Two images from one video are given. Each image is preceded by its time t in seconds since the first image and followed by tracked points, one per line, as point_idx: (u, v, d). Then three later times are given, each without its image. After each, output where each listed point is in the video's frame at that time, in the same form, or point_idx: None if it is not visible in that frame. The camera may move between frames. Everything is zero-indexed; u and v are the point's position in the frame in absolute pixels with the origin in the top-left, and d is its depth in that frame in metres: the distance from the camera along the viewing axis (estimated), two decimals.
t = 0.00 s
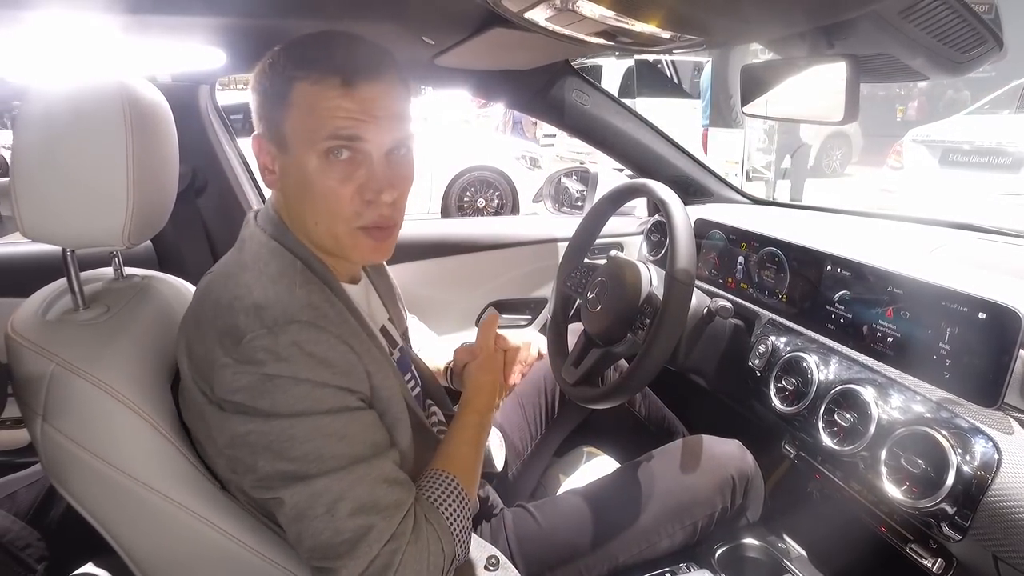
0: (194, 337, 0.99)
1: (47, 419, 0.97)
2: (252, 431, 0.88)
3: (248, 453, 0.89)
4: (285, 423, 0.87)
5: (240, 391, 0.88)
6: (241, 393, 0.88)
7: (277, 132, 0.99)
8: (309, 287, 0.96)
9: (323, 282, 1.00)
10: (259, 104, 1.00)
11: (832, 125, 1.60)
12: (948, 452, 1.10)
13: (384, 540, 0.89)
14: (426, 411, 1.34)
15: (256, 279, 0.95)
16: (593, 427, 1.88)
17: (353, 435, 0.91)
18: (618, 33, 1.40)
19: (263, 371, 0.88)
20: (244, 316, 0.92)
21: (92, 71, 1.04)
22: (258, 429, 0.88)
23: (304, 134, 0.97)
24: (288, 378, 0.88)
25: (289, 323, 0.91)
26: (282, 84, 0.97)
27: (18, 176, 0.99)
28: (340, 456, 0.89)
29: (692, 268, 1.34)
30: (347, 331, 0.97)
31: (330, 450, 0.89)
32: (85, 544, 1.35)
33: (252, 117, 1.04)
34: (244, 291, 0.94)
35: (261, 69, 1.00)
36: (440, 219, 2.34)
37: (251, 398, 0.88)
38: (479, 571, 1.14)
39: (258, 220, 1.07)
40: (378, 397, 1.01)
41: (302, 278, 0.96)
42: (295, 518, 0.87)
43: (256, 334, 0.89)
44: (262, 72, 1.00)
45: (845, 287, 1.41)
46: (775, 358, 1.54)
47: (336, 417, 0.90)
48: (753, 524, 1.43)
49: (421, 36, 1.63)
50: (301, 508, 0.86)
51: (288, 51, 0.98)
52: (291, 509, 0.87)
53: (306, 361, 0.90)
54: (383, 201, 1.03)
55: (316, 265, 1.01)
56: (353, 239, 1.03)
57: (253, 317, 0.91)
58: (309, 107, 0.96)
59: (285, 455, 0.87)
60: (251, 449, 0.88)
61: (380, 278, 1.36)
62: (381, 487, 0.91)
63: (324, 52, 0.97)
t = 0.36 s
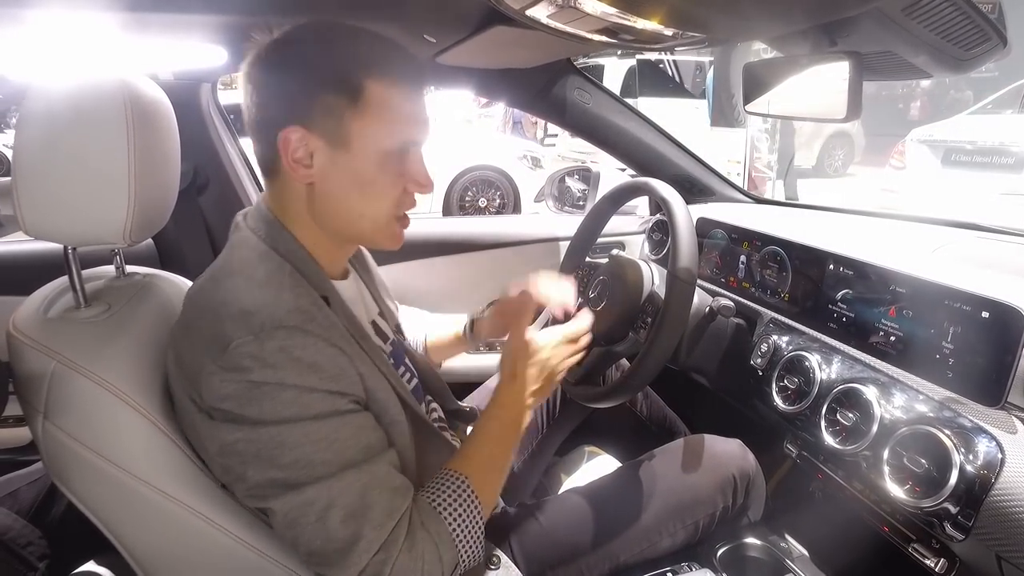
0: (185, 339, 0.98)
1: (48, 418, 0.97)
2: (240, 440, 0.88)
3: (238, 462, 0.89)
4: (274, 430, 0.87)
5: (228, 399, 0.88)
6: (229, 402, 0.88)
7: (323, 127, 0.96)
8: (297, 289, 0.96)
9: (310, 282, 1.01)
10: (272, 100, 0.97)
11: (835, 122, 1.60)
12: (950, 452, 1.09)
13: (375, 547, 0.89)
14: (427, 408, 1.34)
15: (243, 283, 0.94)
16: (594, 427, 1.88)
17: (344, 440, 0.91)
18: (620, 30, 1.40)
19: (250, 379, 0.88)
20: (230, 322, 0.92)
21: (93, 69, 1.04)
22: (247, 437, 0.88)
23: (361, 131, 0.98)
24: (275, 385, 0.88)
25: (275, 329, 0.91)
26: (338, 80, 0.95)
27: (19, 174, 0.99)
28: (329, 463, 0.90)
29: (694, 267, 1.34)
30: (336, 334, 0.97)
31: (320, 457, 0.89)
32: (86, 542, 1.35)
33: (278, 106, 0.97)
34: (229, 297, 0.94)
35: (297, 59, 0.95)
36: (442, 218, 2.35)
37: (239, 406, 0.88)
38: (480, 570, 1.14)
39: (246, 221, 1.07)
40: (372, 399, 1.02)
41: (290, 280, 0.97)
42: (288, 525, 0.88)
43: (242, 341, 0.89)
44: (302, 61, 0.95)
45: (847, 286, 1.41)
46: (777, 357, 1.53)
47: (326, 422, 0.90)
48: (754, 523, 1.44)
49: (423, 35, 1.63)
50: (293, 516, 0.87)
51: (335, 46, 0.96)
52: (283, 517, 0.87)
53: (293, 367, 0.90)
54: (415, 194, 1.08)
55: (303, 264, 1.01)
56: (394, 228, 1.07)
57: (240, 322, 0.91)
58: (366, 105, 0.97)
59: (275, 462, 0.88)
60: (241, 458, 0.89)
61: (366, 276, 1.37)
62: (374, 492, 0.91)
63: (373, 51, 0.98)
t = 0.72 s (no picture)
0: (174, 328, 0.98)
1: (49, 415, 0.98)
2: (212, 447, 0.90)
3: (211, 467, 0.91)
4: (239, 437, 0.89)
5: (198, 405, 0.90)
6: (201, 407, 0.90)
7: (326, 119, 0.97)
8: (272, 294, 0.97)
9: (289, 284, 1.01)
10: (262, 93, 0.97)
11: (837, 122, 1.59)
12: (951, 451, 1.09)
13: (332, 558, 0.88)
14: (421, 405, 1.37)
15: (221, 289, 0.96)
16: (594, 426, 1.88)
17: (312, 447, 0.90)
18: (622, 30, 1.40)
19: (219, 384, 0.89)
20: (205, 328, 0.93)
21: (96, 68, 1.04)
22: (216, 443, 0.90)
23: (364, 122, 0.99)
24: (243, 391, 0.89)
25: (245, 333, 0.91)
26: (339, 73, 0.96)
27: (23, 172, 1.00)
28: (292, 470, 0.88)
29: (696, 266, 1.34)
30: (309, 337, 0.97)
31: (283, 463, 0.88)
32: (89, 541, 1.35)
33: (277, 100, 0.97)
34: (207, 303, 0.95)
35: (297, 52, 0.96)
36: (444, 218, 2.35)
37: (210, 411, 0.90)
38: (482, 570, 1.14)
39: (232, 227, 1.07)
40: (358, 401, 1.01)
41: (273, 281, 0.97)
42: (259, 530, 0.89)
43: (211, 345, 0.91)
44: (301, 54, 0.96)
45: (848, 286, 1.41)
46: (778, 356, 1.53)
47: (289, 427, 0.89)
48: (756, 523, 1.43)
49: (425, 34, 1.63)
50: (266, 521, 0.89)
51: (334, 39, 0.98)
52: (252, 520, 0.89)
53: (257, 372, 0.90)
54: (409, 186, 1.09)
55: (289, 262, 1.02)
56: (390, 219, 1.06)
57: (213, 327, 0.92)
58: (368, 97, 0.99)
59: (240, 469, 0.88)
60: (214, 464, 0.90)
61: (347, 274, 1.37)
62: (339, 500, 0.89)
63: (371, 46, 1.01)
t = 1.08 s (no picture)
0: (184, 332, 0.99)
1: (53, 414, 0.98)
2: (230, 444, 0.89)
3: (228, 465, 0.90)
4: (259, 432, 0.89)
5: (217, 403, 0.90)
6: (218, 405, 0.90)
7: (334, 125, 0.97)
8: (285, 293, 0.97)
9: (299, 285, 1.01)
10: (263, 88, 0.99)
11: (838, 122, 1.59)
12: (953, 451, 1.09)
13: (357, 552, 0.87)
14: (425, 407, 1.37)
15: (231, 289, 0.96)
16: (596, 426, 1.88)
17: (334, 441, 0.91)
18: (623, 30, 1.40)
19: (235, 382, 0.90)
20: (218, 328, 0.94)
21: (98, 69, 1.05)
22: (235, 441, 0.89)
23: (372, 127, 0.98)
24: (261, 388, 0.90)
25: (260, 332, 0.92)
26: (345, 77, 0.96)
27: (26, 172, 1.00)
28: (316, 463, 0.89)
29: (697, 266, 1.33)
30: (325, 336, 0.98)
31: (307, 457, 0.89)
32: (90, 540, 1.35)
33: (285, 108, 0.97)
34: (217, 303, 0.95)
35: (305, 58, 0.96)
36: (446, 218, 2.36)
37: (229, 408, 0.90)
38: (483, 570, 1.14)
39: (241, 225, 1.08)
40: (372, 401, 1.02)
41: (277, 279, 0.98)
42: (280, 525, 0.88)
43: (227, 344, 0.92)
44: (309, 60, 0.96)
45: (850, 286, 1.41)
46: (779, 356, 1.54)
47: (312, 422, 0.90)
48: (757, 523, 1.44)
49: (427, 34, 1.63)
50: (284, 516, 0.87)
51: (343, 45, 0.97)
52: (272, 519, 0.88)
53: (275, 369, 0.91)
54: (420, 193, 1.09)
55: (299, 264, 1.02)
56: (399, 223, 1.07)
57: (224, 328, 0.93)
58: (375, 100, 0.98)
59: (262, 464, 0.88)
60: (231, 460, 0.90)
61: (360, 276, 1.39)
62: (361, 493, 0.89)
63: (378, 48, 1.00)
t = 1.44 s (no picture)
0: (199, 337, 1.00)
1: (60, 415, 0.99)
2: (249, 440, 0.90)
3: (246, 461, 0.91)
4: (277, 431, 0.89)
5: (236, 401, 0.91)
6: (239, 402, 0.90)
7: (351, 133, 0.97)
8: (307, 295, 0.97)
9: (319, 288, 1.02)
10: (280, 94, 0.99)
11: (839, 126, 1.59)
12: (954, 453, 1.10)
13: (374, 550, 0.89)
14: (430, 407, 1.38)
15: (253, 287, 0.96)
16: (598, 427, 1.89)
17: (353, 442, 0.92)
18: (626, 34, 1.40)
19: (257, 381, 0.90)
20: (241, 327, 0.94)
21: (104, 71, 1.05)
22: (255, 438, 0.90)
23: (389, 136, 0.99)
24: (283, 387, 0.90)
25: (283, 333, 0.92)
26: (361, 85, 0.95)
27: (32, 173, 1.01)
28: (333, 463, 0.90)
29: (700, 268, 1.33)
30: (344, 339, 0.98)
31: (325, 456, 0.90)
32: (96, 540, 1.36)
33: (301, 117, 0.97)
34: (235, 302, 0.96)
35: (321, 66, 0.95)
36: (449, 219, 2.37)
37: (249, 407, 0.90)
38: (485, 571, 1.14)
39: (255, 228, 1.09)
40: (385, 401, 1.03)
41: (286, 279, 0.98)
42: (295, 523, 0.89)
43: (250, 343, 0.92)
44: (324, 68, 0.95)
45: (852, 288, 1.41)
46: (781, 358, 1.54)
47: (331, 423, 0.91)
48: (759, 524, 1.44)
49: (430, 36, 1.63)
50: (299, 514, 0.88)
51: (359, 51, 0.97)
52: (287, 517, 0.89)
53: (298, 369, 0.91)
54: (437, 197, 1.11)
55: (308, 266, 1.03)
56: (414, 228, 1.09)
57: (248, 325, 0.93)
58: (392, 109, 0.98)
59: (281, 463, 0.89)
60: (249, 457, 0.91)
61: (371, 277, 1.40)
62: (378, 492, 0.91)
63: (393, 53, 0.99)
